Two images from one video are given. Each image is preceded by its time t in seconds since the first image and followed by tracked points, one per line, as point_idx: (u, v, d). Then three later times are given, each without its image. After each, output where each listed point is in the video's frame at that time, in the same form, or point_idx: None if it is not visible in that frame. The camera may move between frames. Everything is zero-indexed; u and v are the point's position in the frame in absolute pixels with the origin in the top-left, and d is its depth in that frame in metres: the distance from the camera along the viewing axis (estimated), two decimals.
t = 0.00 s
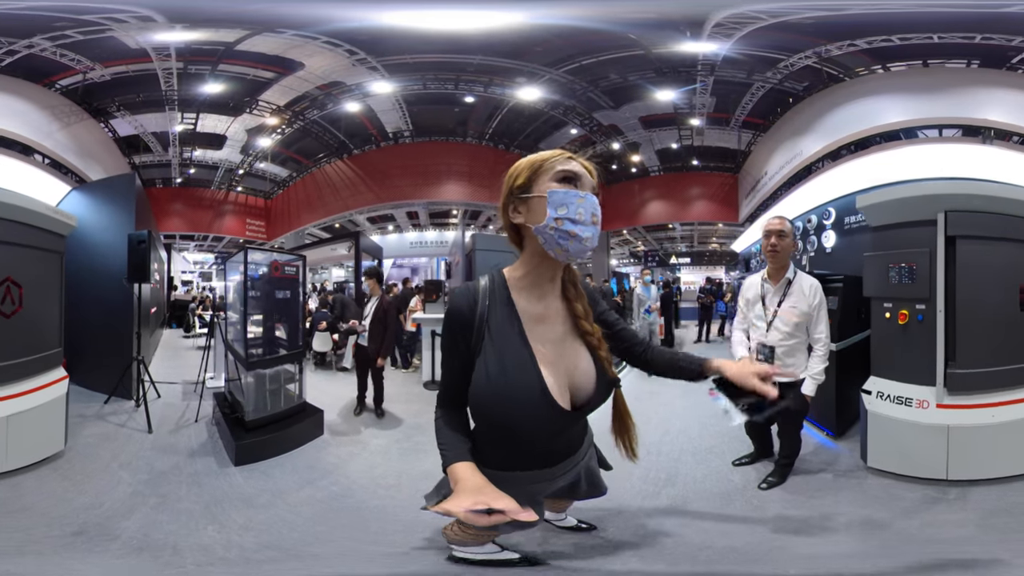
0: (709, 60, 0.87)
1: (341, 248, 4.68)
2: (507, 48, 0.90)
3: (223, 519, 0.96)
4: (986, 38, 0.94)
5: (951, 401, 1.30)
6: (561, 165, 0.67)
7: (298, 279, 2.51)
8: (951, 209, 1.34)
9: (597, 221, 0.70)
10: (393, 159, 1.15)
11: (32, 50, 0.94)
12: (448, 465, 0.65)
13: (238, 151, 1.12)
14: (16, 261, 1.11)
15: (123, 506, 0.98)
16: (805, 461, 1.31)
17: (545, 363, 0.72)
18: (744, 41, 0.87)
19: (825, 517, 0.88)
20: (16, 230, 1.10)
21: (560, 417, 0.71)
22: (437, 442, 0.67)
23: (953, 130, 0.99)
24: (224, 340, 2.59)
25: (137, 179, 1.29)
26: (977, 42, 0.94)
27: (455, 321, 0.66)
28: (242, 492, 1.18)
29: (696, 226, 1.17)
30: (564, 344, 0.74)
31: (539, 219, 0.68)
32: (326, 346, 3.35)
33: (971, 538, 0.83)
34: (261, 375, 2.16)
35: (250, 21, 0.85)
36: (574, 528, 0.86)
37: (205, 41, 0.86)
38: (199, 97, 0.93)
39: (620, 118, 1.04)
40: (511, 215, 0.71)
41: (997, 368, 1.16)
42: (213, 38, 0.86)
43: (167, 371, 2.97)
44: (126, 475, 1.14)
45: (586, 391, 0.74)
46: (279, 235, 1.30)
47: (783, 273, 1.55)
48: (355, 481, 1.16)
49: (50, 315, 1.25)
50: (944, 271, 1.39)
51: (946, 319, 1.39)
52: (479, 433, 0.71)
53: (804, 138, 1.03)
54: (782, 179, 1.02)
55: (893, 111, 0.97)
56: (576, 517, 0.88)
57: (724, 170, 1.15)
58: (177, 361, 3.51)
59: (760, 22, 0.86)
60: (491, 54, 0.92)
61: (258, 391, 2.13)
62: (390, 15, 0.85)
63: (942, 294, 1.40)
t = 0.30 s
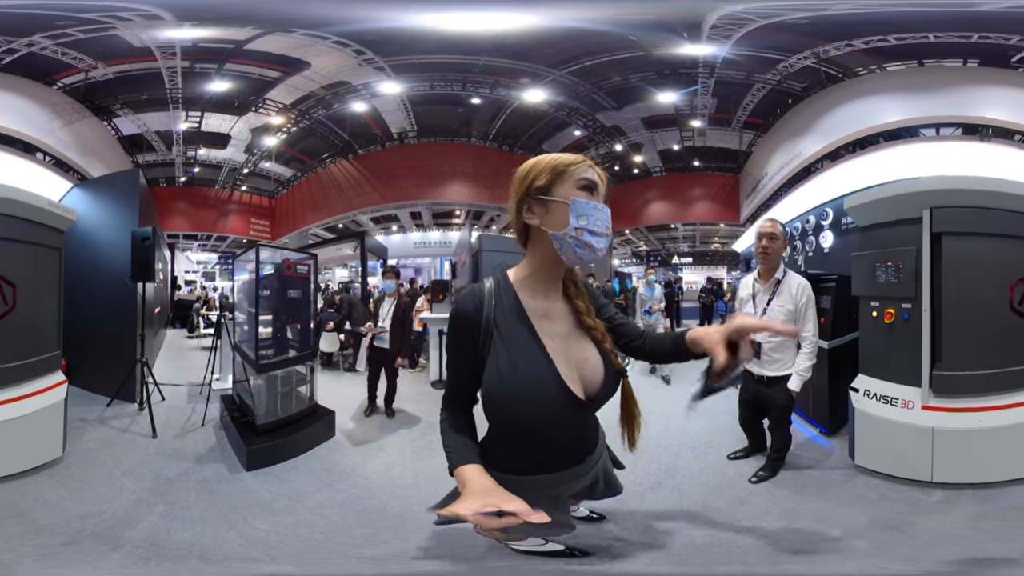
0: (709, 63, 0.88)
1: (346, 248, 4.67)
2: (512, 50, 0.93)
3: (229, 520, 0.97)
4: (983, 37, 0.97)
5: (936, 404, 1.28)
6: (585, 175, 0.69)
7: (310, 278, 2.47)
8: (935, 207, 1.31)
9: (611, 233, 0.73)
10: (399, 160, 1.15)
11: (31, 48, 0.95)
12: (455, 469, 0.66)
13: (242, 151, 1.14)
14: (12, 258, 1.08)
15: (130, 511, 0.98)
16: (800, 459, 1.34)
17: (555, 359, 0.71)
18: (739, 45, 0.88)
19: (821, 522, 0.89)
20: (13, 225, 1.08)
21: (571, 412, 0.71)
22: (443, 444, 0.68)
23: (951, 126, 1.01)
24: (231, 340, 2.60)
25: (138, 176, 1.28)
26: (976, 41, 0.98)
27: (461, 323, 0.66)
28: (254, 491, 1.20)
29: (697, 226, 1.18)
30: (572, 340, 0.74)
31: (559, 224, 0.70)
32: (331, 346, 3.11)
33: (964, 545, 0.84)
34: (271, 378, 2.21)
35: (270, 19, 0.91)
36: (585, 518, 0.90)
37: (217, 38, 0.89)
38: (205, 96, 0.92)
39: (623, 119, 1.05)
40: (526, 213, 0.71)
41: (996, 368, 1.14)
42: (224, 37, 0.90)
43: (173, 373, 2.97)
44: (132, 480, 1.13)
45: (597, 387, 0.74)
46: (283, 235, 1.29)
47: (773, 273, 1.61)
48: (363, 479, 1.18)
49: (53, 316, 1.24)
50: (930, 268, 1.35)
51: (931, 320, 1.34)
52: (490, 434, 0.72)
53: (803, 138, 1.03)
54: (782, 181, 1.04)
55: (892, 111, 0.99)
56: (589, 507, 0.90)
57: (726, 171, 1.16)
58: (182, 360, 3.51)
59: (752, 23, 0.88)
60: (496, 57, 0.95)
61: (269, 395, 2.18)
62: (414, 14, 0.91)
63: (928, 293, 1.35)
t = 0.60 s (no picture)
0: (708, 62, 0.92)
1: (351, 248, 4.69)
2: (515, 51, 0.95)
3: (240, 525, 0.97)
4: (983, 37, 0.99)
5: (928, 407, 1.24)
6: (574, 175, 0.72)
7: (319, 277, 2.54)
8: (929, 201, 1.22)
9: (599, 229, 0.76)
10: (402, 160, 1.16)
11: (33, 47, 0.97)
12: (449, 469, 0.67)
13: (245, 151, 1.16)
14: (9, 256, 1.03)
15: (143, 515, 0.97)
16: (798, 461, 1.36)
17: (553, 355, 0.73)
18: (739, 45, 0.91)
19: (819, 528, 0.90)
20: (14, 222, 1.02)
21: (573, 407, 0.71)
22: (438, 449, 0.68)
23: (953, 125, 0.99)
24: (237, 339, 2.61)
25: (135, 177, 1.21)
26: (975, 40, 1.00)
27: (455, 323, 0.66)
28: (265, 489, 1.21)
29: (700, 227, 1.19)
30: (567, 338, 0.78)
31: (551, 219, 0.71)
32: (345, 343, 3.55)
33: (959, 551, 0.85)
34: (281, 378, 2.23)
35: (278, 19, 0.93)
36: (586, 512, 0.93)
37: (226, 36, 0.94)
38: (210, 95, 0.94)
39: (625, 120, 1.03)
40: (518, 208, 0.71)
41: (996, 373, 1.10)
42: (234, 37, 0.94)
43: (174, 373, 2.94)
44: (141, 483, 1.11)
45: (593, 376, 0.76)
46: (286, 234, 1.33)
47: (764, 271, 1.65)
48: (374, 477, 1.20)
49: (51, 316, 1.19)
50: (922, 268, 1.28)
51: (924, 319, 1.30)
52: (491, 431, 0.74)
53: (802, 139, 1.05)
54: (782, 180, 1.05)
55: (891, 110, 0.99)
56: (589, 502, 0.93)
57: (727, 171, 1.15)
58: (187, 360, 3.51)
59: (747, 24, 0.92)
60: (498, 57, 0.96)
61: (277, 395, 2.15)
62: (428, 15, 0.92)
63: (920, 292, 1.29)
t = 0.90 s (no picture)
0: (707, 62, 0.92)
1: (355, 247, 4.70)
2: (516, 51, 0.97)
3: (252, 525, 0.98)
4: (987, 36, 0.98)
5: (934, 408, 1.23)
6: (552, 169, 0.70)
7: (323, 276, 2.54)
8: (934, 193, 1.23)
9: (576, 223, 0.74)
10: (405, 160, 1.15)
11: (40, 47, 0.98)
12: (437, 461, 0.64)
13: (249, 151, 1.14)
14: (18, 251, 1.06)
15: (156, 513, 0.98)
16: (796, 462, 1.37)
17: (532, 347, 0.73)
18: (737, 44, 0.92)
19: (821, 527, 0.90)
20: (19, 215, 1.05)
21: (551, 395, 0.71)
22: (423, 441, 0.65)
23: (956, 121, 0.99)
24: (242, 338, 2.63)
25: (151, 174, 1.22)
26: (979, 39, 0.98)
27: (436, 316, 0.66)
28: (268, 486, 1.23)
29: (702, 227, 1.20)
30: (546, 328, 0.76)
31: (527, 214, 0.70)
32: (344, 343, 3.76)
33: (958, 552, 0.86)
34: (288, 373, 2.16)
35: (288, 20, 0.95)
36: (573, 509, 0.98)
37: (238, 37, 0.95)
38: (217, 95, 0.97)
39: (627, 120, 1.04)
40: (494, 204, 0.69)
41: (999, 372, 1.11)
42: (242, 37, 0.95)
43: (180, 371, 2.94)
44: (151, 482, 1.11)
45: (571, 366, 0.75)
46: (290, 234, 1.28)
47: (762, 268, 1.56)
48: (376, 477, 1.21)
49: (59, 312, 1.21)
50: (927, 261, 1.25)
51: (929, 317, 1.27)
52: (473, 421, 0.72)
53: (802, 137, 1.04)
54: (783, 179, 1.04)
55: (892, 108, 0.99)
56: (577, 498, 0.99)
57: (728, 170, 1.16)
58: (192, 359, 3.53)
59: (745, 23, 0.92)
60: (501, 58, 0.98)
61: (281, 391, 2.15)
62: (427, 16, 0.95)
63: (925, 288, 1.27)
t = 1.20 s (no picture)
0: (709, 62, 0.91)
1: (357, 247, 4.71)
2: (518, 51, 0.97)
3: (254, 524, 0.98)
4: (991, 35, 0.96)
5: (940, 409, 1.19)
6: (543, 162, 0.69)
7: (325, 275, 2.53)
8: (941, 191, 1.19)
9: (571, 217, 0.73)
10: (411, 161, 1.16)
11: (43, 47, 0.96)
12: (433, 461, 0.64)
13: (252, 151, 1.15)
14: (21, 251, 1.04)
15: (159, 512, 0.98)
16: (797, 462, 1.37)
17: (526, 347, 0.72)
18: (739, 44, 0.91)
19: (823, 528, 0.90)
20: (25, 216, 1.03)
21: (545, 396, 0.70)
22: (420, 442, 0.66)
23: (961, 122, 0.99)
24: (245, 337, 2.63)
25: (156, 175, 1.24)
26: (983, 39, 0.97)
27: (431, 316, 0.66)
28: (271, 486, 1.23)
29: (705, 226, 1.25)
30: (541, 326, 0.76)
31: (518, 209, 0.69)
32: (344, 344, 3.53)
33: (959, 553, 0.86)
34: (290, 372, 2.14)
35: (291, 20, 0.92)
36: (575, 510, 0.96)
37: (241, 38, 0.93)
38: (219, 95, 0.96)
39: (630, 119, 1.08)
40: (484, 202, 0.69)
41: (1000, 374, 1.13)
42: (245, 38, 0.94)
43: (184, 370, 2.95)
44: (156, 480, 1.11)
45: (568, 366, 0.74)
46: (292, 234, 1.34)
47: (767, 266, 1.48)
48: (380, 479, 1.21)
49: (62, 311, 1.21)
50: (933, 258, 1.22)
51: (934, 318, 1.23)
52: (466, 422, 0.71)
53: (805, 137, 1.04)
54: (787, 179, 1.03)
55: (895, 108, 0.99)
56: (577, 499, 0.98)
57: (733, 171, 1.18)
58: (196, 359, 3.54)
59: (746, 24, 0.90)
60: (503, 57, 0.98)
61: (280, 391, 2.09)
62: (428, 16, 0.92)
63: (932, 287, 1.22)
